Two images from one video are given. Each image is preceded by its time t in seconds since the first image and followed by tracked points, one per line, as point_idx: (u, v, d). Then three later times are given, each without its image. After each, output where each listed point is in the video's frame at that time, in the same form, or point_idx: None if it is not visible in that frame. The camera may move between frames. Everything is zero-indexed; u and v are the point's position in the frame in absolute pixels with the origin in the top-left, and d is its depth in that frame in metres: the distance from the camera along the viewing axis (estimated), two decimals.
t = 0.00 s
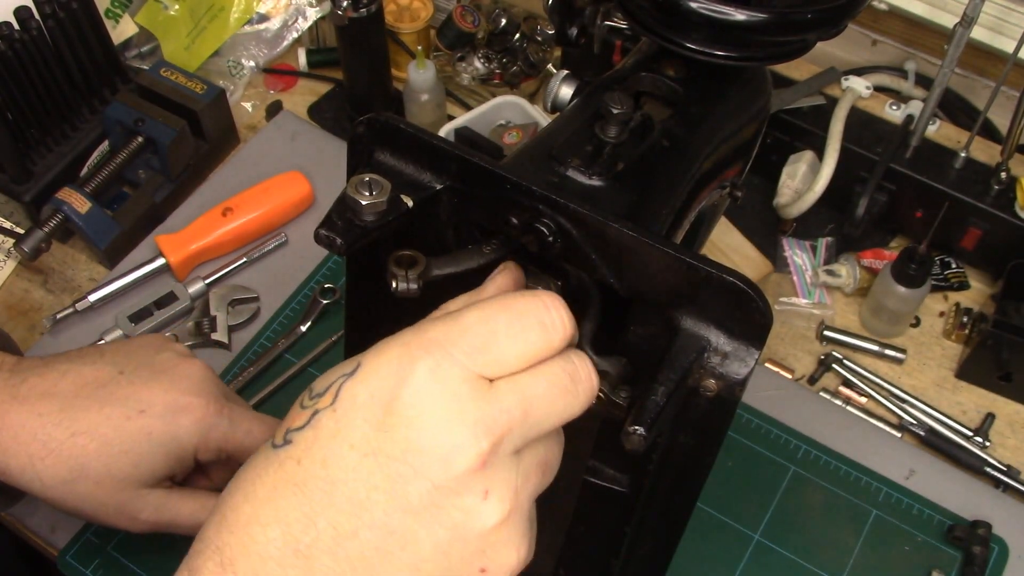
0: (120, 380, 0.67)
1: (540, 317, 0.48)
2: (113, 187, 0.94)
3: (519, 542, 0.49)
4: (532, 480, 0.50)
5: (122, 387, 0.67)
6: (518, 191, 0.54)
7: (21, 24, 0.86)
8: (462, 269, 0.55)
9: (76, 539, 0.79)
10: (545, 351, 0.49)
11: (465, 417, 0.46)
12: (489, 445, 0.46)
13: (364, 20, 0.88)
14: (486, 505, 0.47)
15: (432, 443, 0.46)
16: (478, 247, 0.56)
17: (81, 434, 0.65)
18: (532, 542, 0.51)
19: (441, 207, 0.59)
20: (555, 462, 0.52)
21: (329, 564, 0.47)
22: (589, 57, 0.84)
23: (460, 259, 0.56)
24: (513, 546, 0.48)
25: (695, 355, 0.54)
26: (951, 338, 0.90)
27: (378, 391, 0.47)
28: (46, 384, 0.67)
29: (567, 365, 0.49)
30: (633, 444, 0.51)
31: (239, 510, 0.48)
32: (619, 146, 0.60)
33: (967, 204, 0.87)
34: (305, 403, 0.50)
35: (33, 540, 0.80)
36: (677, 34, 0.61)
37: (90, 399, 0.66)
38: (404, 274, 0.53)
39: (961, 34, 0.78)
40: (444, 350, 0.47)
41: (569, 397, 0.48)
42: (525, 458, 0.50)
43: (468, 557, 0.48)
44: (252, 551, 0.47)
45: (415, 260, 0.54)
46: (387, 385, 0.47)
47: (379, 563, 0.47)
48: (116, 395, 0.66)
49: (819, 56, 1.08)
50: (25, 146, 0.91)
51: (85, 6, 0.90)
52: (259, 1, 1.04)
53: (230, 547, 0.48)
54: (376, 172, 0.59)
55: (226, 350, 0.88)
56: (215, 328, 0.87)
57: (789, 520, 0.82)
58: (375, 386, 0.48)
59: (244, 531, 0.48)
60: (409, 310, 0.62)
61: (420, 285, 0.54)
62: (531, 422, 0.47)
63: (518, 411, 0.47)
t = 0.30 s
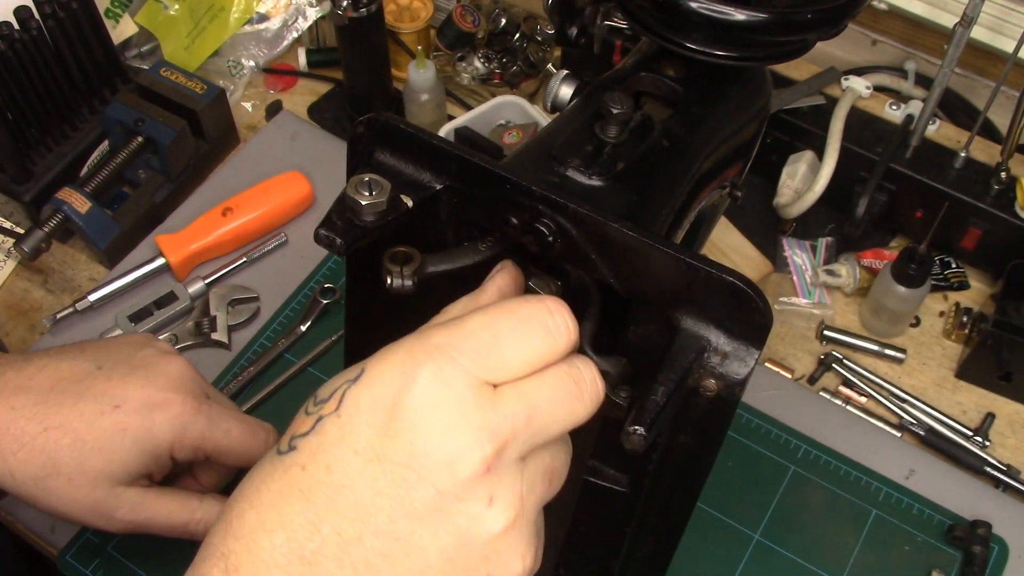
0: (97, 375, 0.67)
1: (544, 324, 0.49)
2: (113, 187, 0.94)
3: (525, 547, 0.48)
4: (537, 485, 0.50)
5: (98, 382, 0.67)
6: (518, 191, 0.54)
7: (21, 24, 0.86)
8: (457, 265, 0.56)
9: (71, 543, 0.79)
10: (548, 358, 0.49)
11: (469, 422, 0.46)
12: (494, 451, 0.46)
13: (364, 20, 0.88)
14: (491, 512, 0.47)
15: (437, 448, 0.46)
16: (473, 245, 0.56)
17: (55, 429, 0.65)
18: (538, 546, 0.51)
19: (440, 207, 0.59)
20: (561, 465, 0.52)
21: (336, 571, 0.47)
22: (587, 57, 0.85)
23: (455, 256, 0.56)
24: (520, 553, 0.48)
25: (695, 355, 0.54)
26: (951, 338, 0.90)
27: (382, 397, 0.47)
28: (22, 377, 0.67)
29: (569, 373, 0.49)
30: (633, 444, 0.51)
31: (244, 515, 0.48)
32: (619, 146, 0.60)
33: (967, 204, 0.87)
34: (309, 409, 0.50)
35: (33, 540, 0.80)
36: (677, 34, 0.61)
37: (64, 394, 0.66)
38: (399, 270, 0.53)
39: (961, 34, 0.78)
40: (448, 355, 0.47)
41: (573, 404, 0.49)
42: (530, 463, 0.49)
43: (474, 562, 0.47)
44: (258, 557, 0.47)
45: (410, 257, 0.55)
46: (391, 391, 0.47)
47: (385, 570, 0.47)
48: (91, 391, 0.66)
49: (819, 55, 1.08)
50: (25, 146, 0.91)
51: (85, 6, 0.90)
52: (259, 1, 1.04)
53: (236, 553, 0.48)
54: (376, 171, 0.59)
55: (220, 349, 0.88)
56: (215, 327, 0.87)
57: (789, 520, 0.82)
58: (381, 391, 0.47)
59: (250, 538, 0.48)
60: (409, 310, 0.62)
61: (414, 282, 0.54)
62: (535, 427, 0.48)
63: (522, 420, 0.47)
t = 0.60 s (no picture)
0: (94, 382, 0.67)
1: (541, 330, 0.49)
2: (113, 187, 0.94)
3: (520, 557, 0.48)
4: (531, 495, 0.49)
5: (96, 389, 0.67)
6: (518, 192, 0.54)
7: (21, 24, 0.86)
8: (456, 266, 0.55)
9: (65, 550, 0.78)
10: (546, 365, 0.49)
11: (466, 430, 0.46)
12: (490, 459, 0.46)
13: (364, 20, 0.88)
14: (487, 519, 0.46)
15: (433, 455, 0.46)
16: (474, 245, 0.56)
17: (50, 436, 0.65)
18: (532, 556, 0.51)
19: (440, 207, 0.59)
20: (557, 475, 0.52)
21: None
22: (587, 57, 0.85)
23: (456, 256, 0.56)
24: (514, 561, 0.48)
25: (695, 355, 0.54)
26: (951, 338, 0.90)
27: (379, 402, 0.47)
28: (18, 382, 0.66)
29: (566, 379, 0.49)
30: (633, 444, 0.51)
31: (237, 519, 0.47)
32: (619, 146, 0.60)
33: (967, 204, 0.87)
34: (305, 414, 0.50)
35: (34, 540, 0.80)
36: (676, 34, 0.61)
37: (61, 400, 0.66)
38: (400, 270, 0.53)
39: (961, 34, 0.78)
40: (445, 361, 0.47)
41: (569, 412, 0.49)
42: (525, 473, 0.49)
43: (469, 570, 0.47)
44: (250, 561, 0.46)
45: (411, 257, 0.55)
46: (387, 396, 0.47)
47: None
48: (89, 397, 0.66)
49: (819, 55, 1.08)
50: (25, 146, 0.91)
51: (85, 6, 0.90)
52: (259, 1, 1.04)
53: (228, 558, 0.47)
54: (376, 170, 0.59)
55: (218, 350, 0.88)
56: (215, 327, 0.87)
57: (789, 520, 0.82)
58: (377, 398, 0.48)
59: (242, 542, 0.47)
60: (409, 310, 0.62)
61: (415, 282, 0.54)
62: (531, 434, 0.48)
63: (518, 429, 0.47)
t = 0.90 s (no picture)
0: (96, 384, 0.67)
1: (541, 336, 0.48)
2: (113, 187, 0.95)
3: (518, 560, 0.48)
4: (531, 499, 0.49)
5: (98, 391, 0.67)
6: (518, 191, 0.54)
7: (21, 25, 0.86)
8: (455, 266, 0.56)
9: (64, 552, 0.78)
10: (546, 371, 0.49)
11: (465, 437, 0.46)
12: (489, 466, 0.46)
13: (364, 20, 0.88)
14: (485, 525, 0.47)
15: (431, 461, 0.46)
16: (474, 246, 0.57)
17: (55, 437, 0.64)
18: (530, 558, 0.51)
19: (440, 207, 0.59)
20: (557, 478, 0.52)
21: None
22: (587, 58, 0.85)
23: (456, 257, 0.56)
24: (512, 564, 0.48)
25: (694, 355, 0.54)
26: (951, 338, 0.90)
27: (378, 408, 0.47)
28: (21, 384, 0.66)
29: (566, 385, 0.49)
30: (633, 444, 0.51)
31: (236, 523, 0.48)
32: (619, 146, 0.60)
33: (967, 204, 0.87)
34: (304, 417, 0.50)
35: (34, 540, 0.80)
36: (676, 35, 0.61)
37: (62, 402, 0.66)
38: (400, 271, 0.53)
39: (961, 34, 0.78)
40: (444, 369, 0.47)
41: (570, 415, 0.49)
42: (524, 477, 0.49)
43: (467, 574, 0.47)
44: (248, 565, 0.47)
45: (410, 257, 0.55)
46: (385, 401, 0.47)
47: None
48: (91, 399, 0.66)
49: (819, 56, 1.08)
50: (25, 146, 0.91)
51: (85, 6, 0.90)
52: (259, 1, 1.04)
53: (226, 561, 0.47)
54: (376, 170, 0.59)
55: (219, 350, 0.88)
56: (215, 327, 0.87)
57: (789, 519, 0.82)
58: (375, 403, 0.47)
59: (241, 547, 0.47)
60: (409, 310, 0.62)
61: (414, 282, 0.54)
62: (531, 440, 0.48)
63: (517, 433, 0.47)
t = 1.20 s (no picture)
0: (109, 396, 0.67)
1: (526, 326, 0.48)
2: (113, 187, 0.95)
3: (511, 551, 0.48)
4: (524, 489, 0.49)
5: (111, 402, 0.67)
6: (518, 191, 0.54)
7: (21, 25, 0.86)
8: (455, 267, 0.56)
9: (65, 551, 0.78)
10: (533, 357, 0.48)
11: (451, 434, 0.45)
12: (477, 460, 0.46)
13: (364, 20, 0.88)
14: (477, 518, 0.46)
15: (418, 459, 0.45)
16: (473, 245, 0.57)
17: (68, 449, 0.64)
18: (527, 547, 0.51)
19: (441, 207, 0.58)
20: (550, 467, 0.52)
21: None
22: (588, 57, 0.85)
23: (456, 257, 0.56)
24: (505, 556, 0.48)
25: (695, 355, 0.54)
26: (951, 337, 0.90)
27: (364, 408, 0.47)
28: (34, 395, 0.66)
29: (558, 369, 0.48)
30: (633, 445, 0.51)
31: (230, 529, 0.48)
32: (619, 146, 0.60)
33: (967, 204, 0.87)
34: (293, 420, 0.50)
35: (34, 540, 0.80)
36: (676, 35, 0.61)
37: (76, 413, 0.66)
38: (400, 271, 0.53)
39: (961, 34, 0.78)
40: (427, 366, 0.46)
41: (561, 403, 0.48)
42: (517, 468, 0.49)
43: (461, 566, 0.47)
44: (244, 570, 0.47)
45: (410, 257, 0.54)
46: (371, 401, 0.47)
47: None
48: (105, 410, 0.66)
49: (819, 56, 1.08)
50: (25, 146, 0.91)
51: (85, 6, 0.90)
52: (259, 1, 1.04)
53: (223, 566, 0.48)
54: (376, 171, 0.59)
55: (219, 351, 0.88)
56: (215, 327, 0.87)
57: (789, 520, 0.82)
58: (360, 403, 0.47)
59: (236, 552, 0.48)
60: (410, 309, 0.62)
61: (414, 282, 0.54)
62: (521, 431, 0.47)
63: (505, 425, 0.46)
